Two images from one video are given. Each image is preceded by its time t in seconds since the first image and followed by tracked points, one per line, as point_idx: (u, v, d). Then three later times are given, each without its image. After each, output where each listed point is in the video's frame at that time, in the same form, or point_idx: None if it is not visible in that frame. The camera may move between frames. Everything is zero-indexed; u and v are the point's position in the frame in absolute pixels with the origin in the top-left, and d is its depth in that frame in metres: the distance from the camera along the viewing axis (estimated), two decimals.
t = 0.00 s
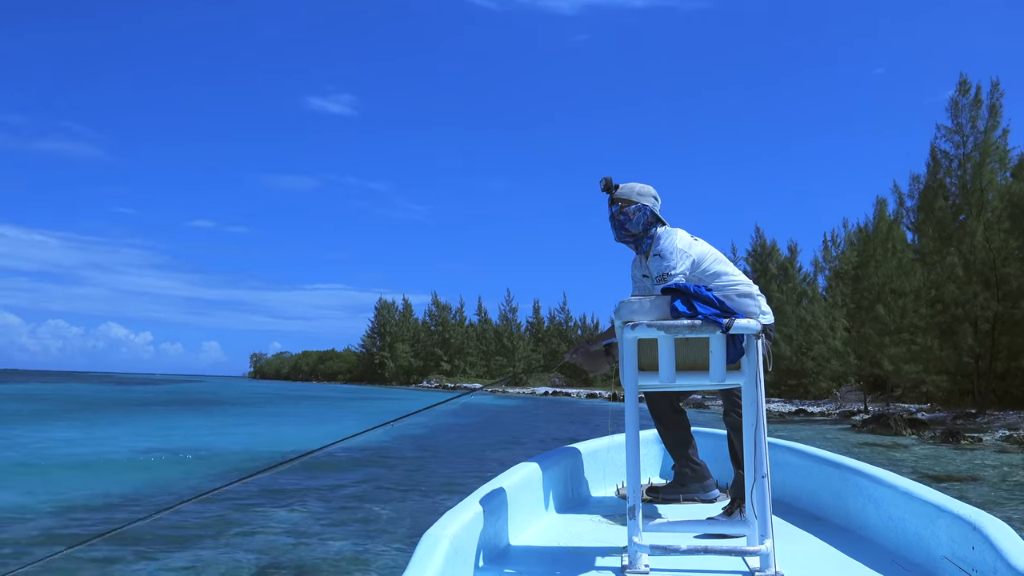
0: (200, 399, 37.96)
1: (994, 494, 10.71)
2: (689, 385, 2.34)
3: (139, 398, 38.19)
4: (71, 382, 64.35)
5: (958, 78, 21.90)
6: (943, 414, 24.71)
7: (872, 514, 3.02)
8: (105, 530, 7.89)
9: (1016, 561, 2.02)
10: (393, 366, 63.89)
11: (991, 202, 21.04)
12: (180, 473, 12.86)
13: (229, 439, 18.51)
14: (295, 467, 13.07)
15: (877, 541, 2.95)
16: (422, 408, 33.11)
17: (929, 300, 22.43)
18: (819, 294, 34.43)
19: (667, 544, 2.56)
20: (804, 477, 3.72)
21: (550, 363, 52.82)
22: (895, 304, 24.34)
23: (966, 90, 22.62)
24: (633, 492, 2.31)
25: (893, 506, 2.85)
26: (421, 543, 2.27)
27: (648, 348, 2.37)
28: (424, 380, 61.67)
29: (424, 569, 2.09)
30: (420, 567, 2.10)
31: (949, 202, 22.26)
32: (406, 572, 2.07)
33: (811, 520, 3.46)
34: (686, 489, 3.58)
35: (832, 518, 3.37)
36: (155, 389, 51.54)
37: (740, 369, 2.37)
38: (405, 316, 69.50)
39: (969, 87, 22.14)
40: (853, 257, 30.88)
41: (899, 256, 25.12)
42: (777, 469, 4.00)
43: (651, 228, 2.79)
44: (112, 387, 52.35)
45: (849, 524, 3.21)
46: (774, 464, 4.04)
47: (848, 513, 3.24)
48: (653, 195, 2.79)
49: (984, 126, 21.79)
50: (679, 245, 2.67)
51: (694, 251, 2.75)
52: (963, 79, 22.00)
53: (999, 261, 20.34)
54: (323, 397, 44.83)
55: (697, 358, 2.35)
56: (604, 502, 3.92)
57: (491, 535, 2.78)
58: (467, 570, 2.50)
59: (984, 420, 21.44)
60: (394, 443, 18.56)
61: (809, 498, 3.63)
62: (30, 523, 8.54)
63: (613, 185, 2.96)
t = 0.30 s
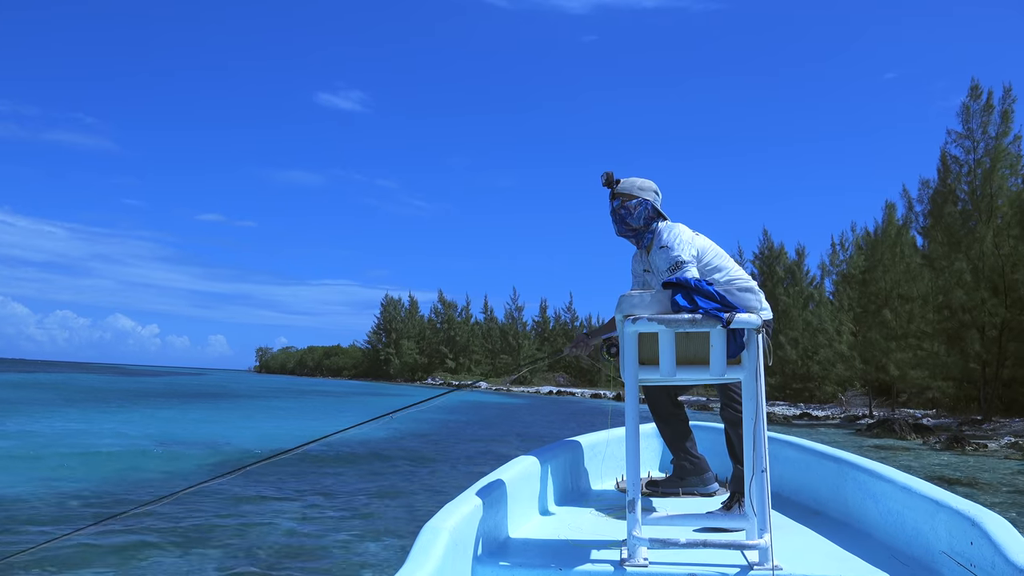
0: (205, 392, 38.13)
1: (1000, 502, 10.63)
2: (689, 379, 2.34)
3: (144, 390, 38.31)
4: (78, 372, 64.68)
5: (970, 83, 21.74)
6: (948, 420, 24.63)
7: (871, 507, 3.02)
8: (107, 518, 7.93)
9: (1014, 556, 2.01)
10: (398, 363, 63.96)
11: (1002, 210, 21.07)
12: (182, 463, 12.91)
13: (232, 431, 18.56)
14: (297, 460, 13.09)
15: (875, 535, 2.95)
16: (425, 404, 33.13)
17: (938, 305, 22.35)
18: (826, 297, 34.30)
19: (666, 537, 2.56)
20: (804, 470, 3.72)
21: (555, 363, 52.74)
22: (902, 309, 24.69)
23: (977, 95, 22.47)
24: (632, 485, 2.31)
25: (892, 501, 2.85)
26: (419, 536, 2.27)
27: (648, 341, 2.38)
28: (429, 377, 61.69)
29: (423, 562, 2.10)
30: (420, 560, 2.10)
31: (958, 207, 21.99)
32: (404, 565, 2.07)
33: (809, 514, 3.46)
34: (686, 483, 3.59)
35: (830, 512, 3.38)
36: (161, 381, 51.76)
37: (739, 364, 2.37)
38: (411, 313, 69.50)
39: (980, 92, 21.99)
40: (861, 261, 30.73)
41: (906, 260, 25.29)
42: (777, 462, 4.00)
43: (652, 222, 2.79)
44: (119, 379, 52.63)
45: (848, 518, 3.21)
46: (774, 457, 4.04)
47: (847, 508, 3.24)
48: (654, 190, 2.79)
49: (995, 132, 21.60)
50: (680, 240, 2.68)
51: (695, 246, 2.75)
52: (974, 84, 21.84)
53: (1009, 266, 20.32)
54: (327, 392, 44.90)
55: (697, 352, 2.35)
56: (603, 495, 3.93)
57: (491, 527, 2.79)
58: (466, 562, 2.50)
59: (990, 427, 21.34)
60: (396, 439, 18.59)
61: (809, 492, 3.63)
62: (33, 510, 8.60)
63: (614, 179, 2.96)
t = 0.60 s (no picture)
0: (211, 393, 38.27)
1: (1006, 500, 10.60)
2: (693, 372, 2.33)
3: (150, 391, 38.41)
4: (85, 375, 64.92)
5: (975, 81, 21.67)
6: (955, 419, 24.53)
7: (873, 501, 3.01)
8: (114, 516, 7.96)
9: (1018, 551, 2.00)
10: (403, 364, 64.03)
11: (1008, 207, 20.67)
12: (188, 463, 12.94)
13: (238, 432, 18.63)
14: (302, 461, 13.12)
15: (876, 529, 2.94)
16: (430, 405, 33.13)
17: (943, 304, 22.26)
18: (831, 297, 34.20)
19: (668, 530, 2.56)
20: (807, 463, 3.71)
21: (561, 363, 52.72)
22: (908, 308, 24.52)
23: (982, 93, 22.39)
24: (635, 478, 2.30)
25: (894, 495, 2.85)
26: (423, 529, 2.27)
27: (652, 335, 2.37)
28: (434, 378, 61.75)
29: (427, 554, 2.10)
30: (423, 553, 2.10)
31: (964, 205, 21.89)
32: (407, 559, 2.06)
33: (812, 507, 3.45)
34: (688, 476, 3.60)
35: (832, 505, 3.38)
36: (168, 382, 52.02)
37: (743, 357, 2.37)
38: (416, 314, 69.56)
39: (985, 90, 21.90)
40: (866, 260, 30.63)
41: (913, 259, 24.99)
42: (780, 456, 4.00)
43: (652, 216, 2.78)
44: (127, 380, 52.91)
45: (850, 511, 3.21)
46: (777, 450, 4.04)
47: (849, 501, 3.24)
48: (654, 183, 2.78)
49: (1000, 130, 21.51)
50: (680, 233, 2.67)
51: (694, 240, 2.74)
52: (979, 82, 21.77)
53: (1015, 265, 20.26)
54: (332, 393, 44.98)
55: (700, 346, 2.35)
56: (606, 488, 3.93)
57: (493, 520, 2.79)
58: (470, 556, 2.50)
59: (997, 426, 21.28)
60: (401, 439, 18.61)
61: (811, 485, 3.63)
62: (40, 510, 8.64)
63: (614, 173, 2.95)
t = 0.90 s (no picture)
0: (217, 399, 38.34)
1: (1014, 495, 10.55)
2: (695, 370, 2.33)
3: (157, 398, 38.47)
4: (92, 382, 65.10)
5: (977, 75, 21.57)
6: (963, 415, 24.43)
7: (876, 500, 2.99)
8: (119, 524, 7.96)
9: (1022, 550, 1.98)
10: (408, 367, 64.07)
11: (1012, 200, 20.53)
12: (194, 469, 12.96)
13: (244, 437, 18.64)
14: (308, 465, 13.13)
15: (879, 528, 2.93)
16: (435, 407, 33.11)
17: (949, 299, 22.16)
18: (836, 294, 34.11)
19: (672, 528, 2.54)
20: (810, 462, 3.70)
21: (566, 364, 52.70)
22: (914, 304, 24.29)
23: (985, 87, 22.29)
24: (637, 476, 2.29)
25: (898, 494, 2.83)
26: (426, 526, 2.27)
27: (654, 333, 2.36)
28: (439, 381, 61.77)
29: (429, 552, 2.09)
30: (425, 551, 2.09)
31: (968, 199, 21.76)
32: (409, 556, 2.06)
33: (814, 505, 3.44)
34: (691, 474, 3.59)
35: (834, 504, 3.36)
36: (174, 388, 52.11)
37: (746, 356, 2.36)
38: (421, 317, 69.58)
39: (988, 84, 21.79)
40: (870, 256, 30.54)
41: (918, 255, 24.89)
42: (783, 454, 3.98)
43: (654, 212, 2.77)
44: (133, 387, 53.03)
45: (853, 510, 3.19)
46: (780, 449, 4.02)
47: (851, 499, 3.22)
48: (656, 179, 2.77)
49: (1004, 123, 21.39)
50: (682, 230, 2.65)
51: (697, 236, 2.73)
52: (981, 76, 21.68)
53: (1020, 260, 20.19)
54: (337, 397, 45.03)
55: (704, 344, 2.34)
56: (609, 487, 3.92)
57: (496, 517, 2.78)
58: (472, 553, 2.50)
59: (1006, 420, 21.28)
60: (407, 442, 18.61)
61: (814, 484, 3.62)
62: (47, 518, 8.65)
63: (616, 169, 2.94)
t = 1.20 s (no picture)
0: (222, 406, 38.37)
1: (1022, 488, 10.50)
2: (699, 372, 2.29)
3: (161, 406, 38.46)
4: (97, 392, 65.27)
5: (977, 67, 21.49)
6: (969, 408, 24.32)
7: (878, 503, 2.96)
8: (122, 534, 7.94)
9: None
10: (413, 370, 64.06)
11: (1015, 192, 20.46)
12: (199, 477, 12.94)
13: (249, 444, 18.64)
14: (312, 472, 13.10)
15: (883, 531, 2.89)
16: (439, 410, 33.08)
17: (954, 292, 22.10)
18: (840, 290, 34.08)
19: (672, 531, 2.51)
20: (812, 464, 3.67)
21: (571, 364, 52.61)
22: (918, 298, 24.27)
23: (985, 79, 22.20)
24: (640, 478, 2.26)
25: (900, 497, 2.80)
26: (427, 526, 2.23)
27: (657, 336, 2.33)
28: (444, 384, 61.80)
29: (431, 551, 2.06)
30: (427, 551, 2.05)
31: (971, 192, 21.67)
32: (411, 556, 2.02)
33: (818, 509, 3.40)
34: (694, 476, 3.56)
35: (837, 506, 3.33)
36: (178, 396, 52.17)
37: (750, 358, 2.32)
38: (425, 320, 69.60)
39: (988, 76, 21.72)
40: (873, 251, 30.47)
41: (921, 248, 24.85)
42: (785, 457, 3.96)
43: (651, 217, 2.75)
44: (139, 395, 53.15)
45: (857, 514, 3.15)
46: (782, 452, 3.99)
47: (854, 503, 3.19)
48: (652, 183, 2.74)
49: (1005, 115, 21.30)
50: (679, 235, 2.63)
51: (694, 240, 2.72)
52: (982, 68, 21.60)
53: None
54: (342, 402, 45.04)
55: (707, 346, 2.31)
56: (611, 488, 3.89)
57: (498, 518, 2.75)
58: (474, 554, 2.46)
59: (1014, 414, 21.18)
60: (412, 446, 18.60)
61: (816, 488, 3.58)
62: (52, 529, 8.64)
63: (610, 175, 2.91)
